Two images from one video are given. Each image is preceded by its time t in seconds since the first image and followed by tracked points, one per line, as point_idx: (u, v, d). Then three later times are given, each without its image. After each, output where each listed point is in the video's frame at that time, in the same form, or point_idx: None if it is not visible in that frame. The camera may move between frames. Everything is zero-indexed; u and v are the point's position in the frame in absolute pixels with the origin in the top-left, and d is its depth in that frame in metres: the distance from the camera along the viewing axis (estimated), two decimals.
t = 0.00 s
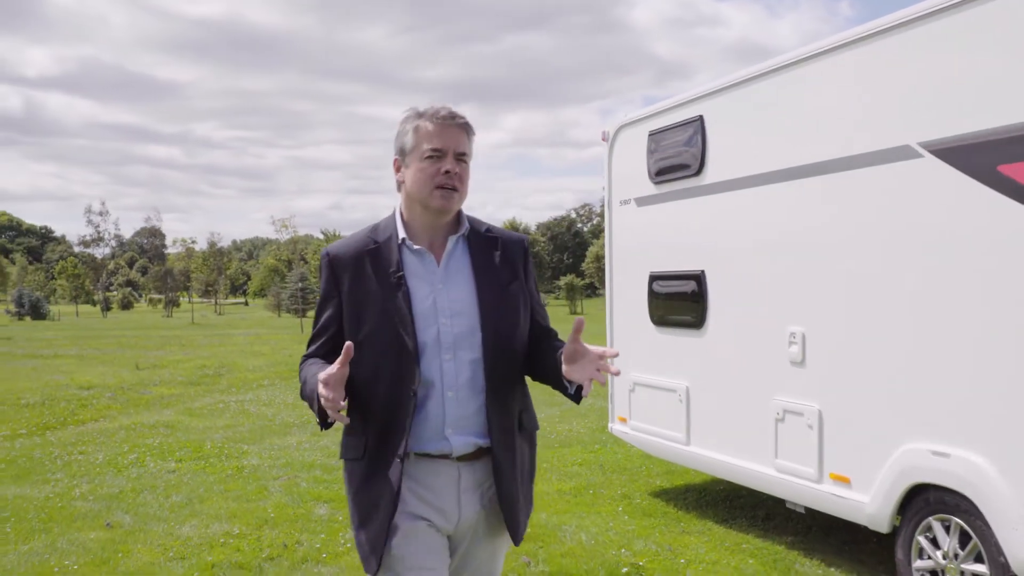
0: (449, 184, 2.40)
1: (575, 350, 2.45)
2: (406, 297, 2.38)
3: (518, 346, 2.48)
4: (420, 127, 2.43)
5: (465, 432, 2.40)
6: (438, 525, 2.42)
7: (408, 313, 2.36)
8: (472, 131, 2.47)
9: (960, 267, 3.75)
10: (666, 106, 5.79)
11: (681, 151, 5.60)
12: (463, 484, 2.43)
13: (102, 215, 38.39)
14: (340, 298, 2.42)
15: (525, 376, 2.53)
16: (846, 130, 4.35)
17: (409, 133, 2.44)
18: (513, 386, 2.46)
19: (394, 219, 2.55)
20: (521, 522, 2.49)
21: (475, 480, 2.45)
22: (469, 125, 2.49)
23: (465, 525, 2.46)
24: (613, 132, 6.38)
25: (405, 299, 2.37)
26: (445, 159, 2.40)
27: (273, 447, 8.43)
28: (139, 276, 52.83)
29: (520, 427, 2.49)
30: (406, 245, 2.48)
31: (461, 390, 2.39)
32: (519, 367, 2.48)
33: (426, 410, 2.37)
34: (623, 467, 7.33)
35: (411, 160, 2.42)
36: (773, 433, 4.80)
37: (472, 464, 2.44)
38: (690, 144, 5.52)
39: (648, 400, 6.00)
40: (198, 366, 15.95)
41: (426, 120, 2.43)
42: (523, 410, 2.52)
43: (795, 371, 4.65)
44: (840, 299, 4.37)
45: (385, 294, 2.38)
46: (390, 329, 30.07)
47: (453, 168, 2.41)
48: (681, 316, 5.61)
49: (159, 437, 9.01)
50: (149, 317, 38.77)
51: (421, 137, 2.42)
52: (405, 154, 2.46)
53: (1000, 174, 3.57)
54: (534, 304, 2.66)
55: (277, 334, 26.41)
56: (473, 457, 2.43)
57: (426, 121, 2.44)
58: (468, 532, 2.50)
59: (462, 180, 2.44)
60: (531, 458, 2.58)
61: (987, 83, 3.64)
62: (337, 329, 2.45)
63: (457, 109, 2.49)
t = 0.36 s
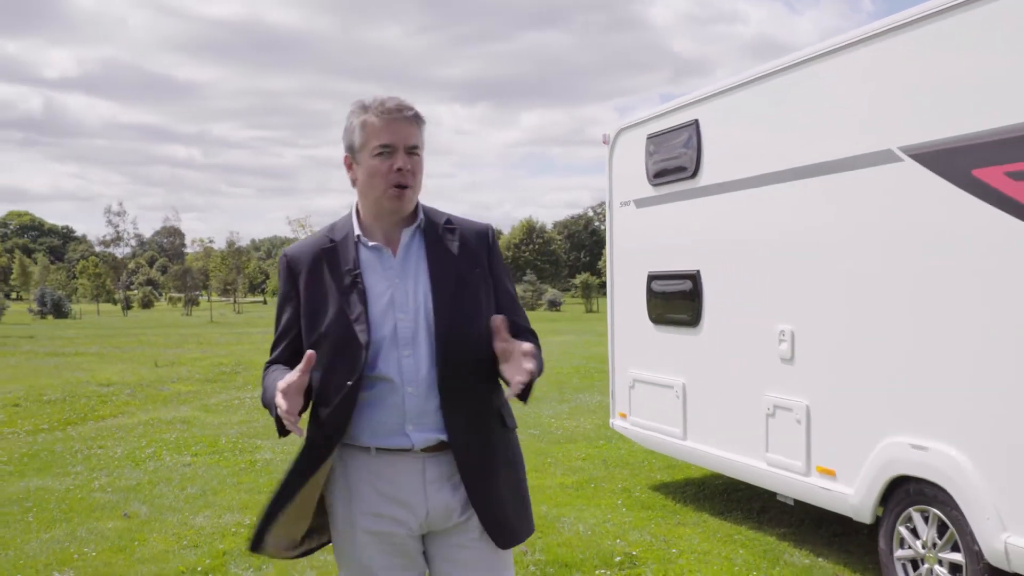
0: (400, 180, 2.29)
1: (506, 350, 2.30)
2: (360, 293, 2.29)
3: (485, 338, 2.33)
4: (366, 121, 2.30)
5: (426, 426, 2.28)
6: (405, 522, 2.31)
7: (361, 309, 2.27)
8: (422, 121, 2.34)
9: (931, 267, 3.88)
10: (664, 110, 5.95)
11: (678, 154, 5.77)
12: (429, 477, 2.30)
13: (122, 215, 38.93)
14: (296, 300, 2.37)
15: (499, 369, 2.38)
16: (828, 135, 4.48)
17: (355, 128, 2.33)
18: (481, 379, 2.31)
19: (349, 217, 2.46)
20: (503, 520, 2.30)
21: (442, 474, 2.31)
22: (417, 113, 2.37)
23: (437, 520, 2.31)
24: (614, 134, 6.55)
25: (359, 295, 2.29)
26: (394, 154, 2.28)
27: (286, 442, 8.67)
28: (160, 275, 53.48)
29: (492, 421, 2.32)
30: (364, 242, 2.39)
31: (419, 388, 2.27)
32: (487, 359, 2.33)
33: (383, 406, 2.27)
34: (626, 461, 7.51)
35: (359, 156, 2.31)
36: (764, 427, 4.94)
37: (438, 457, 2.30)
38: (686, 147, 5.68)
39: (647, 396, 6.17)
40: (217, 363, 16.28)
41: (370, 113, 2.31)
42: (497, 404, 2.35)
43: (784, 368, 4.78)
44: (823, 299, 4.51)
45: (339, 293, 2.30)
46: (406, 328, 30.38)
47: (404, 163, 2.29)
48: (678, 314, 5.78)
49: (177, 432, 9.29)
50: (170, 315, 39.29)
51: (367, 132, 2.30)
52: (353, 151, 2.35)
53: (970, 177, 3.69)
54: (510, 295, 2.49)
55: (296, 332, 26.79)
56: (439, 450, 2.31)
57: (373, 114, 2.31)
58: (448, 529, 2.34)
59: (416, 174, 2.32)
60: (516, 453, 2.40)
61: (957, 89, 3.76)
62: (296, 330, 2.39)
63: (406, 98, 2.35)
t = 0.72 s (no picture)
0: (371, 187, 2.22)
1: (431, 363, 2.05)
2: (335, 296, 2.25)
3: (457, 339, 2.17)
4: (338, 126, 2.23)
5: (399, 430, 2.20)
6: (389, 525, 2.24)
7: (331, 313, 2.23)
8: (398, 122, 2.25)
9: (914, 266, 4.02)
10: (665, 114, 6.14)
11: (678, 157, 5.94)
12: (407, 481, 2.21)
13: (145, 215, 39.48)
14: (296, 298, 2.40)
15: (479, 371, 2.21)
16: (820, 139, 4.62)
17: (331, 131, 2.26)
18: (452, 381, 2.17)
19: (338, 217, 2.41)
20: (483, 529, 2.17)
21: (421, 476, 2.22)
22: (394, 114, 2.27)
23: (416, 522, 2.22)
24: (618, 137, 6.74)
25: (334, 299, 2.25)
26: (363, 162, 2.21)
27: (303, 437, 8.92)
28: (184, 275, 54.13)
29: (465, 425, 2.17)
30: (348, 242, 2.34)
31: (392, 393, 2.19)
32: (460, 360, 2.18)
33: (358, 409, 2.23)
34: (632, 457, 7.69)
35: (335, 163, 2.25)
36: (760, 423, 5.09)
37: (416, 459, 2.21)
38: (685, 150, 5.86)
39: (649, 393, 6.35)
40: (237, 361, 16.59)
41: (342, 117, 2.24)
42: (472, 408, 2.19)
43: (778, 365, 4.93)
44: (813, 298, 4.65)
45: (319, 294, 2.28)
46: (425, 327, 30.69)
47: (376, 167, 2.21)
48: (679, 312, 5.96)
49: (197, 427, 9.57)
50: (192, 314, 39.79)
51: (340, 135, 2.23)
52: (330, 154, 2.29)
53: (952, 179, 3.82)
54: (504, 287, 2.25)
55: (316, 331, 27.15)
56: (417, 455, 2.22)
57: (345, 118, 2.23)
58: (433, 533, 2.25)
59: (391, 177, 2.24)
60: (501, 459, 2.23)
61: (940, 96, 3.89)
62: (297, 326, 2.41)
63: (381, 99, 2.25)
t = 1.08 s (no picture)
0: (420, 187, 2.25)
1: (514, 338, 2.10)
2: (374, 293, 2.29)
3: (490, 352, 2.20)
4: (394, 124, 2.27)
5: (414, 438, 2.26)
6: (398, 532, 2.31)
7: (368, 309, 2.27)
8: (453, 126, 2.28)
9: (901, 267, 4.12)
10: (671, 118, 6.31)
11: (683, 159, 6.12)
12: (417, 492, 2.28)
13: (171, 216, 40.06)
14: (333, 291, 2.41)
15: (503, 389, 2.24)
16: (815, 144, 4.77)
17: (387, 129, 2.30)
18: (476, 394, 2.20)
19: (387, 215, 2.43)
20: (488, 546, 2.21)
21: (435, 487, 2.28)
22: (448, 116, 2.31)
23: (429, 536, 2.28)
24: (627, 140, 6.93)
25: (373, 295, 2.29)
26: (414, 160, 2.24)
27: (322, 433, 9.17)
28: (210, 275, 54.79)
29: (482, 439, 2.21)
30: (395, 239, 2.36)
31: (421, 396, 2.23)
32: (490, 373, 2.20)
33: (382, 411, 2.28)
34: (642, 452, 7.88)
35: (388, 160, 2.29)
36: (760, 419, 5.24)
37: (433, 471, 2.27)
38: (690, 153, 6.03)
39: (656, 389, 6.54)
40: (260, 359, 16.92)
41: (397, 118, 2.29)
42: (497, 426, 2.23)
43: (776, 362, 5.09)
44: (810, 297, 4.80)
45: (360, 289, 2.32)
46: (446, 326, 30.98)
47: (426, 167, 2.24)
48: (684, 310, 6.14)
49: (220, 423, 9.85)
50: (217, 314, 40.33)
51: (393, 137, 2.28)
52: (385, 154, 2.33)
53: (937, 184, 3.90)
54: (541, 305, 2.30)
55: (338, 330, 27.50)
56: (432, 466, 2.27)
57: (400, 117, 2.27)
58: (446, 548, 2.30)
59: (442, 178, 2.27)
60: (518, 476, 2.27)
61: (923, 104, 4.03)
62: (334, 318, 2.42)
63: (438, 102, 2.29)
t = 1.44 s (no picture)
0: (479, 171, 2.22)
1: (578, 348, 2.24)
2: (444, 277, 2.21)
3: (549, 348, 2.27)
4: (456, 110, 2.25)
5: (476, 427, 2.24)
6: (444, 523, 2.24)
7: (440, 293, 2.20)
8: (513, 112, 2.26)
9: (893, 267, 4.26)
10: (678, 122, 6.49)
11: (689, 162, 6.29)
12: (473, 480, 2.25)
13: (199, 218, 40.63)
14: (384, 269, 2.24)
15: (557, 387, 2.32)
16: (812, 149, 4.92)
17: (448, 114, 2.27)
18: (537, 391, 2.26)
19: (443, 197, 2.37)
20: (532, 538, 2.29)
21: (488, 476, 2.27)
22: (512, 104, 2.28)
23: (477, 523, 2.27)
24: (636, 143, 7.12)
25: (443, 279, 2.21)
26: (474, 144, 2.21)
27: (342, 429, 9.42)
28: (237, 275, 55.43)
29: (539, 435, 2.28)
30: (455, 223, 2.31)
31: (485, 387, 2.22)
32: (546, 368, 2.27)
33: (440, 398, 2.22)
34: (653, 449, 8.05)
35: (449, 145, 2.26)
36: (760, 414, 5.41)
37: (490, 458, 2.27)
38: (696, 156, 6.20)
39: (664, 386, 6.71)
40: (284, 358, 17.24)
41: (462, 104, 2.25)
42: (548, 422, 2.30)
43: (776, 358, 5.24)
44: (808, 297, 4.95)
45: (423, 270, 2.22)
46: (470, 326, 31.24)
47: (484, 155, 2.21)
48: (691, 309, 6.31)
49: (244, 419, 10.13)
50: (244, 313, 40.83)
51: (455, 122, 2.25)
52: (446, 139, 2.30)
53: (922, 187, 4.05)
54: (585, 305, 2.42)
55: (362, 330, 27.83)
56: (487, 453, 2.27)
57: (461, 104, 2.26)
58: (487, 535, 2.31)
59: (500, 167, 2.24)
60: (558, 473, 2.36)
61: (910, 111, 4.17)
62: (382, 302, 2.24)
63: (503, 87, 2.27)
